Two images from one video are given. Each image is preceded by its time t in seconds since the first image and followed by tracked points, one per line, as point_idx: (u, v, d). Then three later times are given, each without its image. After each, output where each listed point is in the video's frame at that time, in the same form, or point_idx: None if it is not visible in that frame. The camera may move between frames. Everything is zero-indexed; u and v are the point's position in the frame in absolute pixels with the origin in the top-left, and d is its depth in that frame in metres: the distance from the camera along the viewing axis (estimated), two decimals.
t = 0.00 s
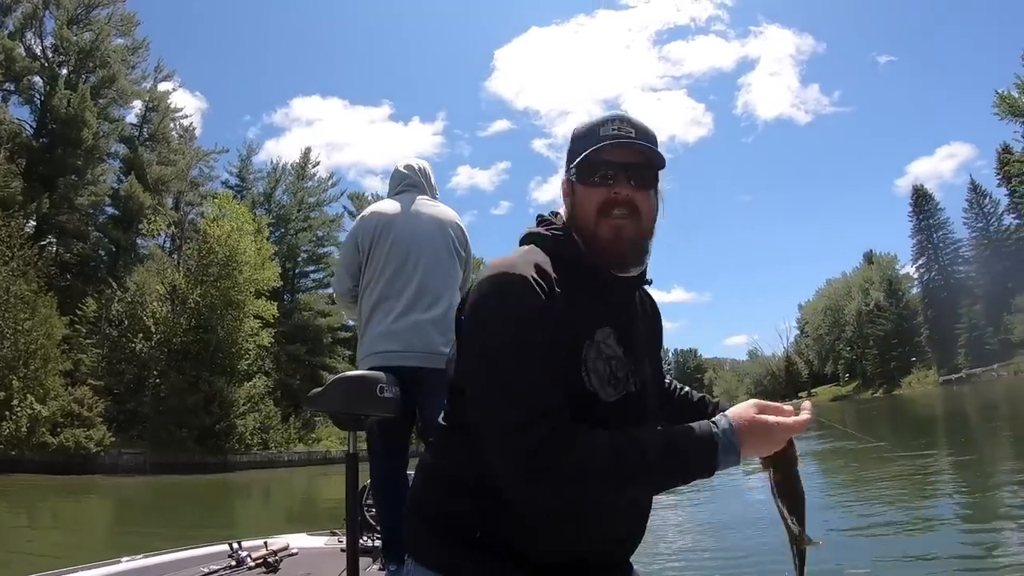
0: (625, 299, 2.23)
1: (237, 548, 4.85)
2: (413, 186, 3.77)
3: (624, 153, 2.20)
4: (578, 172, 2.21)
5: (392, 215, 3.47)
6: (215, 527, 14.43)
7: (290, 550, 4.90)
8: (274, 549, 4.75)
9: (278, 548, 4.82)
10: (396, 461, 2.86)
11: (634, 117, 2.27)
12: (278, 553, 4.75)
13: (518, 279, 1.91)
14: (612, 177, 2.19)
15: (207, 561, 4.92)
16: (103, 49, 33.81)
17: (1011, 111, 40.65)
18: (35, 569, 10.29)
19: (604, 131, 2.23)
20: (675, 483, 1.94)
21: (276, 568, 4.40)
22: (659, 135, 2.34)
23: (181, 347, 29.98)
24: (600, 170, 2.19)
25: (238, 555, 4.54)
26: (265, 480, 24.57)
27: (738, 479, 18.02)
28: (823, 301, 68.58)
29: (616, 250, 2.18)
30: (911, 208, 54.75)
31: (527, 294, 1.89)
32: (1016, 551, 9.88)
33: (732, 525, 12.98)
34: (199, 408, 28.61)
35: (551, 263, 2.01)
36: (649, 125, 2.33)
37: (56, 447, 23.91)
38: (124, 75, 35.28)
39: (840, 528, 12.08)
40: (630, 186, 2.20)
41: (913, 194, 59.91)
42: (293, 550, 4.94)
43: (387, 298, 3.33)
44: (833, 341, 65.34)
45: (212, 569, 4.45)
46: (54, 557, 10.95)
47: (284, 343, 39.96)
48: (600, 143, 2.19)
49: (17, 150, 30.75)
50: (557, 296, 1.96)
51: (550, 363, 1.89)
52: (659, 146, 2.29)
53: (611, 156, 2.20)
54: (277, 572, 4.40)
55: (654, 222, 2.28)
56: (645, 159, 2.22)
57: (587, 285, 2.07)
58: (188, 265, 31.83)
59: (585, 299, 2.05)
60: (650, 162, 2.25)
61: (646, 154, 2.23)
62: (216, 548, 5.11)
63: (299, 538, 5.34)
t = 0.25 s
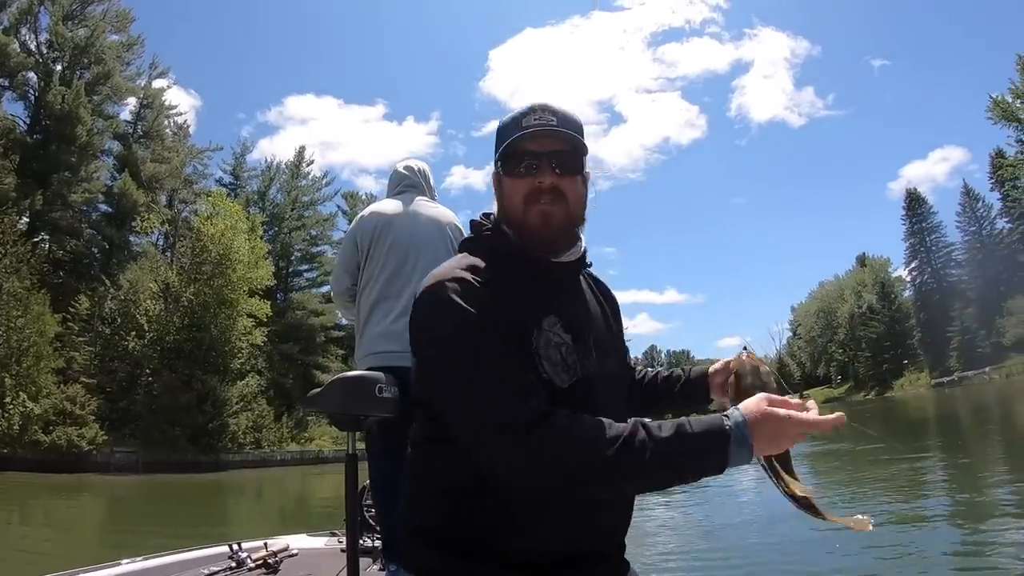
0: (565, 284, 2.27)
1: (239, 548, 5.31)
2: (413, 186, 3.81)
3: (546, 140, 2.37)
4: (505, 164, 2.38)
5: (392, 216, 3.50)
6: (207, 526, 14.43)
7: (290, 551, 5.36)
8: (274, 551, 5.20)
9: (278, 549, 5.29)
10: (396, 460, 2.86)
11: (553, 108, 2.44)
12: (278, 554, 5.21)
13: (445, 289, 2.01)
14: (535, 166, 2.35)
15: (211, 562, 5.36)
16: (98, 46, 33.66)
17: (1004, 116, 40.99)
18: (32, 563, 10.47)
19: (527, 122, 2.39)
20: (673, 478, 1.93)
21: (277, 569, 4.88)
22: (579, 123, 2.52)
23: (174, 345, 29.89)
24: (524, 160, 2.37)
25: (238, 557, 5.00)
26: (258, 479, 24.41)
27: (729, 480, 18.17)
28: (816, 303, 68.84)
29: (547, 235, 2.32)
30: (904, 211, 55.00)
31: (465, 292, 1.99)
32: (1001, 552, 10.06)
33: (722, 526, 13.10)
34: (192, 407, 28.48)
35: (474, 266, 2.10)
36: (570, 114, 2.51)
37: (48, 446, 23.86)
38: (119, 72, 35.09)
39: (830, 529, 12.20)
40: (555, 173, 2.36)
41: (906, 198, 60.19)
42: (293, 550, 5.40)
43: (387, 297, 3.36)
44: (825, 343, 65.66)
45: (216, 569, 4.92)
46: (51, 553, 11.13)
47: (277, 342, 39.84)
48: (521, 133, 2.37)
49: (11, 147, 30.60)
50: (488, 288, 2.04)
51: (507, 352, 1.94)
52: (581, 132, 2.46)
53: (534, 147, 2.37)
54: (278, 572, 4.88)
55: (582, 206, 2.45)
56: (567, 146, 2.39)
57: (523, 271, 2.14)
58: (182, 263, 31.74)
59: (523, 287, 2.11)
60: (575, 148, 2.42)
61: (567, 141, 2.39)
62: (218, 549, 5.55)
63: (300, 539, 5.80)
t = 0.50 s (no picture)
0: (500, 292, 2.38)
1: (236, 548, 5.39)
2: (410, 188, 3.87)
3: (481, 155, 2.46)
4: (443, 178, 2.48)
5: (392, 215, 3.51)
6: (200, 524, 14.44)
7: (290, 550, 5.46)
8: (273, 550, 5.30)
9: (278, 548, 5.39)
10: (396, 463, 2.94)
11: (490, 121, 2.53)
12: (278, 554, 5.31)
13: (374, 319, 2.16)
14: (469, 184, 2.46)
15: (208, 561, 5.43)
16: (94, 41, 33.50)
17: (998, 122, 41.28)
18: (23, 560, 10.48)
19: (462, 137, 2.48)
20: None
21: (275, 569, 4.97)
22: (516, 132, 2.59)
23: (166, 343, 29.73)
24: (460, 175, 2.47)
25: (238, 556, 5.09)
26: (249, 478, 24.33)
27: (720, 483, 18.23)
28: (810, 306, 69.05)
29: (482, 248, 2.47)
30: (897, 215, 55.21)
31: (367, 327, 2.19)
32: (990, 556, 10.13)
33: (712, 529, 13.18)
34: (185, 405, 28.35)
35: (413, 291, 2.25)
36: (507, 126, 2.59)
37: (39, 443, 23.73)
38: (114, 68, 34.96)
39: (819, 532, 12.29)
40: (490, 187, 2.48)
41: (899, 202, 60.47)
42: (292, 549, 5.50)
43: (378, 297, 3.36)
44: (817, 347, 65.97)
45: (213, 569, 5.00)
46: (42, 550, 11.14)
47: (270, 341, 39.72)
48: (457, 148, 2.46)
49: (4, 142, 30.44)
50: (403, 336, 2.10)
51: (398, 427, 1.99)
52: (516, 144, 2.55)
53: (470, 162, 2.47)
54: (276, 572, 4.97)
55: (518, 215, 2.56)
56: (501, 159, 2.48)
57: (451, 297, 2.28)
58: (175, 260, 31.63)
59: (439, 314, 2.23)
60: (509, 161, 2.51)
61: (501, 154, 2.48)
62: (215, 549, 5.63)
63: (299, 538, 5.89)
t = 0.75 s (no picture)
0: (464, 308, 2.41)
1: (235, 547, 5.41)
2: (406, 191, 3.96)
3: (451, 170, 2.46)
4: (413, 194, 2.49)
5: (391, 214, 3.58)
6: (192, 523, 14.39)
7: (288, 550, 5.48)
8: (272, 550, 5.34)
9: (277, 548, 5.43)
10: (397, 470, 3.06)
11: (460, 136, 2.54)
12: (277, 552, 5.36)
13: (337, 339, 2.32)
14: (440, 200, 2.47)
15: (205, 561, 5.44)
16: (90, 37, 33.44)
17: (993, 127, 41.46)
18: (15, 556, 10.47)
19: (432, 152, 2.49)
20: None
21: (274, 568, 5.01)
22: (486, 146, 2.60)
23: (161, 340, 29.62)
24: (429, 191, 2.47)
25: (237, 555, 5.14)
26: (244, 477, 24.24)
27: (714, 485, 18.27)
28: (804, 309, 69.29)
29: (453, 266, 2.48)
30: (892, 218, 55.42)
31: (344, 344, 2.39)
32: (981, 559, 10.18)
33: (704, 531, 13.21)
34: (178, 403, 28.20)
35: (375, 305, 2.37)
36: (477, 141, 2.60)
37: (32, 440, 23.65)
38: (111, 64, 34.88)
39: (813, 535, 12.32)
40: (460, 203, 2.48)
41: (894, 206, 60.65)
42: (291, 549, 5.55)
43: (375, 295, 3.39)
44: (811, 349, 66.18)
45: (211, 569, 5.01)
46: (34, 547, 11.12)
47: (264, 339, 39.65)
48: (427, 163, 2.46)
49: None
50: (355, 354, 2.22)
51: (341, 446, 2.11)
52: (486, 160, 2.56)
53: (439, 178, 2.47)
54: (275, 571, 5.00)
55: (489, 232, 2.56)
56: (472, 176, 2.48)
57: (409, 315, 2.37)
58: (170, 258, 31.53)
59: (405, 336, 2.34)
60: (480, 177, 2.51)
61: (471, 170, 2.48)
62: (213, 548, 5.63)
63: (296, 536, 5.91)
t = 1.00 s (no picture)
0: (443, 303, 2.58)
1: (233, 547, 5.40)
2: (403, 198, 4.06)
3: (433, 175, 2.54)
4: (396, 199, 2.58)
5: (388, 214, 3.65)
6: (186, 521, 14.34)
7: (287, 549, 5.48)
8: (271, 549, 5.37)
9: (275, 547, 5.46)
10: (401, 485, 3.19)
11: (439, 139, 2.64)
12: (275, 551, 5.38)
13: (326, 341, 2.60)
14: (423, 202, 2.56)
15: (204, 559, 5.42)
16: (87, 33, 33.35)
17: (988, 131, 41.64)
18: (7, 555, 10.42)
19: (413, 156, 2.59)
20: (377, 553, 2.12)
21: (272, 567, 5.01)
22: (466, 148, 2.68)
23: (155, 338, 29.51)
24: (412, 194, 2.56)
25: (235, 554, 5.17)
26: (237, 476, 24.12)
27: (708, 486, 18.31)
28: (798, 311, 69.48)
29: (439, 268, 2.61)
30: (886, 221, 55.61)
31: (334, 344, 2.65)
32: (972, 561, 10.23)
33: (698, 532, 13.24)
34: (172, 402, 28.09)
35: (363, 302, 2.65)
36: (456, 142, 2.69)
37: (26, 437, 23.53)
38: (107, 61, 34.78)
39: (807, 536, 12.36)
40: (443, 206, 2.57)
41: (888, 208, 60.82)
42: (290, 548, 5.57)
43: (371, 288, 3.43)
44: (805, 351, 66.36)
45: (209, 568, 5.00)
46: (25, 546, 11.08)
47: (259, 338, 39.53)
48: (409, 168, 2.55)
49: None
50: (339, 346, 2.51)
51: (322, 426, 2.36)
52: (466, 161, 2.64)
53: (422, 181, 2.55)
54: (273, 571, 5.00)
55: (474, 231, 2.66)
56: (452, 179, 2.56)
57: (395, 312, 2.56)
58: (164, 256, 31.43)
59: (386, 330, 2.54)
60: (461, 178, 2.58)
61: (452, 173, 2.56)
62: (212, 546, 5.61)
63: (295, 536, 5.90)
